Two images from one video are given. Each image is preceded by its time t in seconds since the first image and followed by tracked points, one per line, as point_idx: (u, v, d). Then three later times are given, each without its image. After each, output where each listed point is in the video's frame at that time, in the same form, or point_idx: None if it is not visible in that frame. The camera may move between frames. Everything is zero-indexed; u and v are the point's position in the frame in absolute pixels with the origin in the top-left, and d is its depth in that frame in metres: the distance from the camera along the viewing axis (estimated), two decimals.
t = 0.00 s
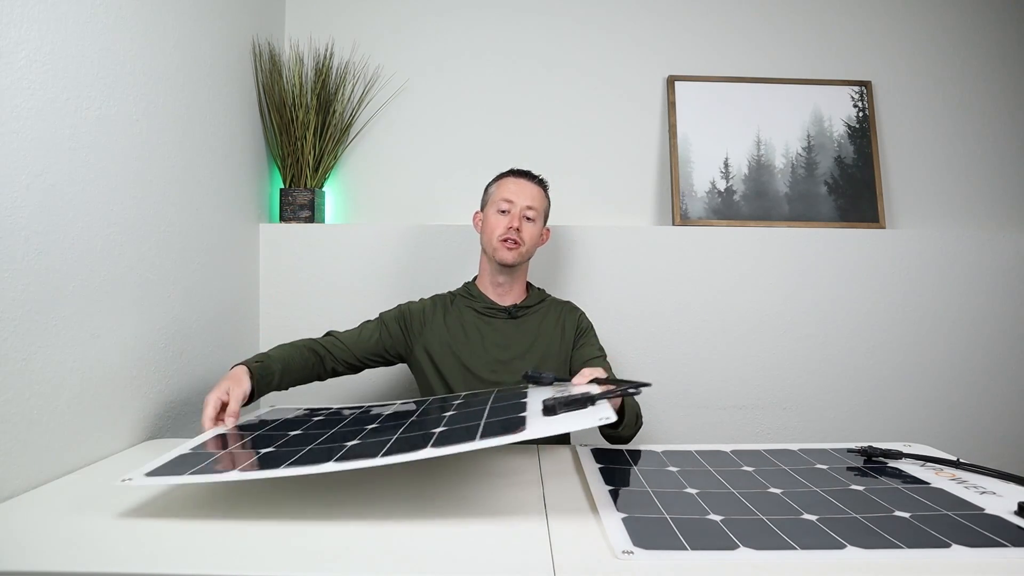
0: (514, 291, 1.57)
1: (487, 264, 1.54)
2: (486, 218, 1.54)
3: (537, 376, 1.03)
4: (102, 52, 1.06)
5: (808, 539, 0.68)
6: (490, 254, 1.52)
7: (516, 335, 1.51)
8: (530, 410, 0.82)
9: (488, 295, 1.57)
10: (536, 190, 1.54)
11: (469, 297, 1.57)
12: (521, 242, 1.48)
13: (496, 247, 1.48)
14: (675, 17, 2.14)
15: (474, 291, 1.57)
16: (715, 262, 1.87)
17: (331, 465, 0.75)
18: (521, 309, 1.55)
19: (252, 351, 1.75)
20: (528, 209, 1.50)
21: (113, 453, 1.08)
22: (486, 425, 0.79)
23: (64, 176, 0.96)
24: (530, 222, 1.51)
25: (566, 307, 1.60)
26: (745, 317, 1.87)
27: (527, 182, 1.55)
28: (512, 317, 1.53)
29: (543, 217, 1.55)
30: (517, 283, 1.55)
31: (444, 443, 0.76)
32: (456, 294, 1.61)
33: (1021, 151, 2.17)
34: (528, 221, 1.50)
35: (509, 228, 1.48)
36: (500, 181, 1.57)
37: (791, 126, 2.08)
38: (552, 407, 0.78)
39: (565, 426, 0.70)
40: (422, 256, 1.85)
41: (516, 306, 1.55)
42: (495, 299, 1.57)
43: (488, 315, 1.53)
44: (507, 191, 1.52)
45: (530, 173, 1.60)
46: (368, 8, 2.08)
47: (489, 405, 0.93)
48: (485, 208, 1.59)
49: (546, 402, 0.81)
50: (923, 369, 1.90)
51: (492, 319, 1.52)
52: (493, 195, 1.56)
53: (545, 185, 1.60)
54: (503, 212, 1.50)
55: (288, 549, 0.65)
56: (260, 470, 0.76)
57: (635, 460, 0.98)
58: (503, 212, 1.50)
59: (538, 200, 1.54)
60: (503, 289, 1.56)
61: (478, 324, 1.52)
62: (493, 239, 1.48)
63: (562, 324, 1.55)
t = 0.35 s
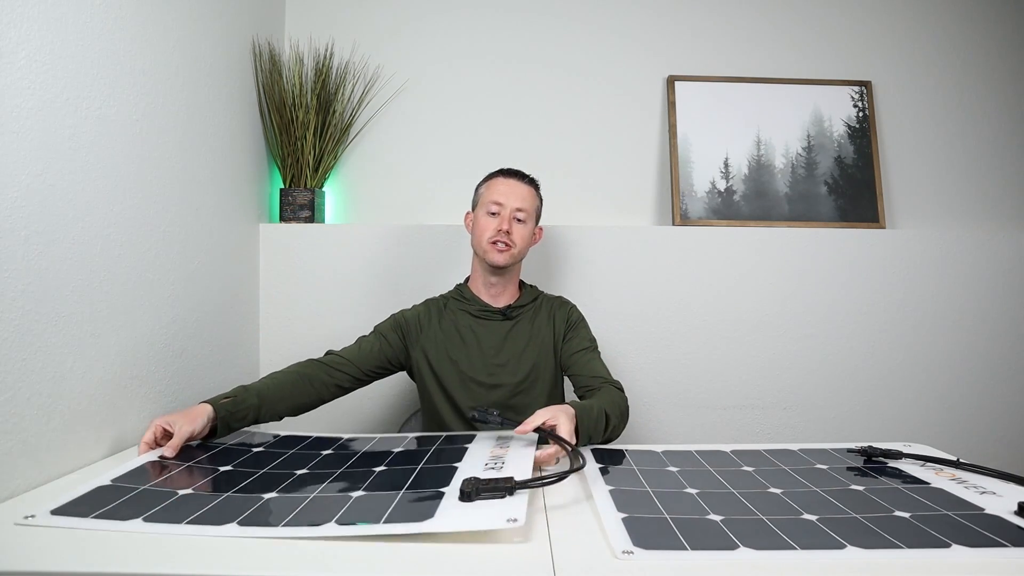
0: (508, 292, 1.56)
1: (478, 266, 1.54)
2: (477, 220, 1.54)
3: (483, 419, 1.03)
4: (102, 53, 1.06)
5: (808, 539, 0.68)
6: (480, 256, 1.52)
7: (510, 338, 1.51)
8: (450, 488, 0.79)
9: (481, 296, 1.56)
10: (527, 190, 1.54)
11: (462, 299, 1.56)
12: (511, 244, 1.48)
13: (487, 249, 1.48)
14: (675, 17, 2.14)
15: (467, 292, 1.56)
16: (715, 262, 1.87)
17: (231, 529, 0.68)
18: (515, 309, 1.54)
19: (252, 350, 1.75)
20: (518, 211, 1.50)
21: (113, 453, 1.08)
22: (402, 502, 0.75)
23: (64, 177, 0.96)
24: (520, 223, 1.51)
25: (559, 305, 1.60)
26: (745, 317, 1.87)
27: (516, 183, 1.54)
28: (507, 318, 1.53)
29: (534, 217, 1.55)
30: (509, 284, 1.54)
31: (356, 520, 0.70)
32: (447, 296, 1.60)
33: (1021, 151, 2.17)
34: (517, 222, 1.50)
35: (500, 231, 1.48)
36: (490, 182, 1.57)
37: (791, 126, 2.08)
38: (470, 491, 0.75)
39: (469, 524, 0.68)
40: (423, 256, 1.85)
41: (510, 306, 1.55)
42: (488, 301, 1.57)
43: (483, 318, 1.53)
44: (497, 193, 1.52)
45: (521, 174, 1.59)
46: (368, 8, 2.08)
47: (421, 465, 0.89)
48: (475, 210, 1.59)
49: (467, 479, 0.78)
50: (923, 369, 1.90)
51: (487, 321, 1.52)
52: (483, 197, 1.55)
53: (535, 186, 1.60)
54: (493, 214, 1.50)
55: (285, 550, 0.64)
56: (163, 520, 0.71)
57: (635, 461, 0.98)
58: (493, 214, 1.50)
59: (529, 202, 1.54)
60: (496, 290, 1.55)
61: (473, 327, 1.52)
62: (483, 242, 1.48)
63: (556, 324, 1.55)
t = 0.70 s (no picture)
0: (504, 293, 1.56)
1: (473, 268, 1.54)
2: (472, 221, 1.54)
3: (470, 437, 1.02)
4: (102, 53, 1.07)
5: (808, 539, 0.68)
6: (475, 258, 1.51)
7: (507, 336, 1.51)
8: (445, 498, 0.79)
9: (477, 298, 1.56)
10: (521, 191, 1.54)
11: (459, 300, 1.56)
12: (506, 246, 1.48)
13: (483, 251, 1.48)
14: (675, 17, 2.14)
15: (464, 294, 1.56)
16: (715, 262, 1.87)
17: (221, 531, 0.68)
18: (512, 309, 1.54)
19: (252, 350, 1.75)
20: (513, 212, 1.50)
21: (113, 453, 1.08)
22: (395, 510, 0.75)
23: (64, 177, 0.96)
24: (515, 224, 1.51)
25: (555, 303, 1.60)
26: (745, 317, 1.87)
27: (511, 183, 1.54)
28: (504, 319, 1.53)
29: (529, 218, 1.55)
30: (505, 286, 1.54)
31: (346, 527, 0.70)
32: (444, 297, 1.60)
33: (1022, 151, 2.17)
34: (512, 223, 1.50)
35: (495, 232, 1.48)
36: (484, 184, 1.57)
37: (791, 126, 2.08)
38: (465, 502, 0.75)
39: (463, 538, 0.67)
40: (423, 256, 1.85)
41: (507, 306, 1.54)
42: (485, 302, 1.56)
43: (480, 320, 1.52)
44: (492, 194, 1.52)
45: (515, 174, 1.59)
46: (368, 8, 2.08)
47: (414, 474, 0.89)
48: (470, 211, 1.59)
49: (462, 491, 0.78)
50: (923, 369, 1.90)
51: (486, 322, 1.52)
52: (478, 198, 1.55)
53: (530, 186, 1.59)
54: (488, 216, 1.50)
55: (284, 550, 0.64)
56: (152, 523, 0.71)
57: (635, 461, 0.98)
58: (488, 216, 1.50)
59: (523, 202, 1.53)
60: (492, 291, 1.55)
61: (470, 327, 1.51)
62: (478, 244, 1.48)
63: (553, 321, 1.56)
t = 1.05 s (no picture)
0: (512, 288, 1.58)
1: (482, 265, 1.55)
2: (479, 220, 1.55)
3: (468, 448, 0.99)
4: (102, 53, 1.07)
5: (808, 539, 0.68)
6: (484, 256, 1.53)
7: (513, 330, 1.52)
8: (445, 501, 0.78)
9: (485, 294, 1.57)
10: (529, 189, 1.55)
11: (466, 297, 1.58)
12: (515, 243, 1.50)
13: (492, 249, 1.49)
14: (675, 17, 2.14)
15: (472, 291, 1.57)
16: (714, 262, 1.87)
17: (222, 531, 0.68)
18: (519, 303, 1.56)
19: (252, 350, 1.75)
20: (522, 210, 1.51)
21: (113, 454, 1.08)
22: (395, 511, 0.75)
23: (65, 177, 0.96)
24: (524, 222, 1.52)
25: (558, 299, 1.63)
26: (745, 317, 1.87)
27: (519, 182, 1.55)
28: (512, 313, 1.55)
29: (537, 216, 1.56)
30: (513, 282, 1.56)
31: (346, 527, 0.70)
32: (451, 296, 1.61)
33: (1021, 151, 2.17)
34: (521, 221, 1.52)
35: (504, 231, 1.49)
36: (492, 181, 1.57)
37: (791, 126, 2.09)
38: (465, 507, 0.74)
39: (463, 540, 0.67)
40: (422, 255, 1.85)
41: (514, 301, 1.56)
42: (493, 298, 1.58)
43: (486, 314, 1.54)
44: (501, 193, 1.52)
45: (522, 173, 1.60)
46: (368, 8, 2.08)
47: (413, 475, 0.88)
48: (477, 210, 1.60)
49: (462, 494, 0.77)
50: (923, 369, 1.90)
51: (494, 316, 1.53)
52: (485, 196, 1.55)
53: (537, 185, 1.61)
54: (497, 214, 1.51)
55: (284, 549, 0.65)
56: (153, 523, 0.71)
57: (635, 461, 0.98)
58: (497, 214, 1.51)
59: (532, 200, 1.55)
60: (501, 288, 1.56)
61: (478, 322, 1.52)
62: (487, 242, 1.49)
63: (557, 315, 1.58)
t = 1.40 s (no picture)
0: (522, 285, 1.59)
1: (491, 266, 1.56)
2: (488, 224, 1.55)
3: (468, 448, 0.99)
4: (102, 53, 1.07)
5: (808, 539, 0.68)
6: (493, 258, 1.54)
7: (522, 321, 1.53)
8: (445, 501, 0.78)
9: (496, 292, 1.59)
10: (535, 193, 1.54)
11: (478, 294, 1.59)
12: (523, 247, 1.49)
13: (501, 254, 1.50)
14: (675, 17, 2.14)
15: (482, 290, 1.59)
16: (714, 262, 1.87)
17: (221, 531, 0.68)
18: (528, 300, 1.57)
19: (252, 350, 1.75)
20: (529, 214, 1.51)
21: (112, 454, 1.08)
22: (395, 511, 0.75)
23: (64, 177, 0.96)
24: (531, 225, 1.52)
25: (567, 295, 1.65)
26: (745, 317, 1.87)
27: (525, 185, 1.54)
28: (521, 309, 1.55)
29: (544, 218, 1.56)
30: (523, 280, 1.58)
31: (346, 528, 0.70)
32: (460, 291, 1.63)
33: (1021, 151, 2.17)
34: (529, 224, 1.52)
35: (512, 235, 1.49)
36: (498, 184, 1.56)
37: (791, 126, 2.08)
38: (465, 507, 0.74)
39: (464, 540, 0.67)
40: (422, 256, 1.85)
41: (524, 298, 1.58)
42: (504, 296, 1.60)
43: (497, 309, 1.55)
44: (507, 198, 1.52)
45: (528, 175, 1.58)
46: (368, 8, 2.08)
47: (414, 476, 0.88)
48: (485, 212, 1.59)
49: (462, 495, 0.77)
50: (923, 369, 1.90)
51: (504, 311, 1.54)
52: (493, 200, 1.55)
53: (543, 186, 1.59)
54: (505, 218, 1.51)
55: (285, 548, 0.65)
56: (153, 523, 0.71)
57: (636, 461, 0.98)
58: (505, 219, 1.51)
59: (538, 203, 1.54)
60: (511, 286, 1.59)
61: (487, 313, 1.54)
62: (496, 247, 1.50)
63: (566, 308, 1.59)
